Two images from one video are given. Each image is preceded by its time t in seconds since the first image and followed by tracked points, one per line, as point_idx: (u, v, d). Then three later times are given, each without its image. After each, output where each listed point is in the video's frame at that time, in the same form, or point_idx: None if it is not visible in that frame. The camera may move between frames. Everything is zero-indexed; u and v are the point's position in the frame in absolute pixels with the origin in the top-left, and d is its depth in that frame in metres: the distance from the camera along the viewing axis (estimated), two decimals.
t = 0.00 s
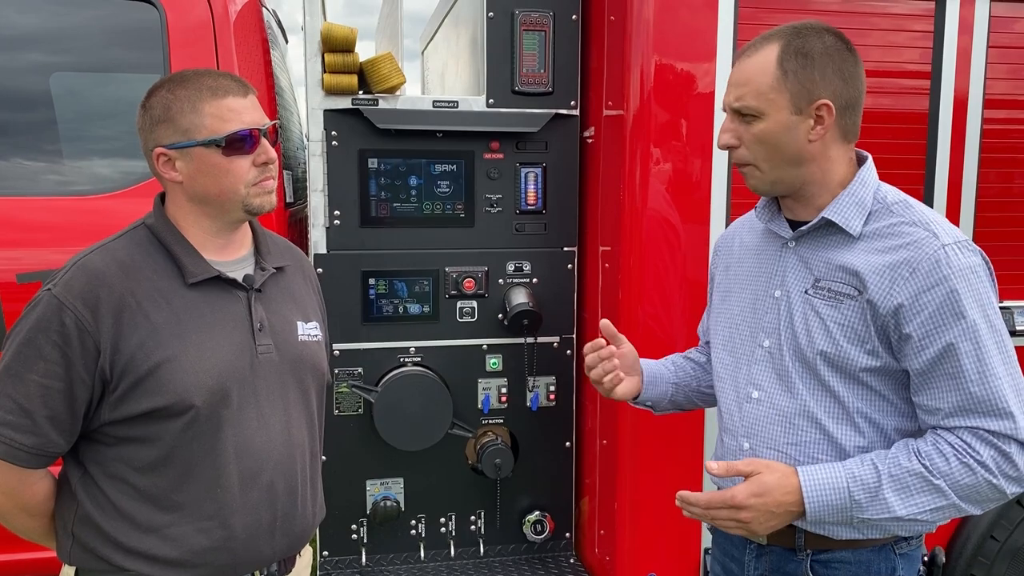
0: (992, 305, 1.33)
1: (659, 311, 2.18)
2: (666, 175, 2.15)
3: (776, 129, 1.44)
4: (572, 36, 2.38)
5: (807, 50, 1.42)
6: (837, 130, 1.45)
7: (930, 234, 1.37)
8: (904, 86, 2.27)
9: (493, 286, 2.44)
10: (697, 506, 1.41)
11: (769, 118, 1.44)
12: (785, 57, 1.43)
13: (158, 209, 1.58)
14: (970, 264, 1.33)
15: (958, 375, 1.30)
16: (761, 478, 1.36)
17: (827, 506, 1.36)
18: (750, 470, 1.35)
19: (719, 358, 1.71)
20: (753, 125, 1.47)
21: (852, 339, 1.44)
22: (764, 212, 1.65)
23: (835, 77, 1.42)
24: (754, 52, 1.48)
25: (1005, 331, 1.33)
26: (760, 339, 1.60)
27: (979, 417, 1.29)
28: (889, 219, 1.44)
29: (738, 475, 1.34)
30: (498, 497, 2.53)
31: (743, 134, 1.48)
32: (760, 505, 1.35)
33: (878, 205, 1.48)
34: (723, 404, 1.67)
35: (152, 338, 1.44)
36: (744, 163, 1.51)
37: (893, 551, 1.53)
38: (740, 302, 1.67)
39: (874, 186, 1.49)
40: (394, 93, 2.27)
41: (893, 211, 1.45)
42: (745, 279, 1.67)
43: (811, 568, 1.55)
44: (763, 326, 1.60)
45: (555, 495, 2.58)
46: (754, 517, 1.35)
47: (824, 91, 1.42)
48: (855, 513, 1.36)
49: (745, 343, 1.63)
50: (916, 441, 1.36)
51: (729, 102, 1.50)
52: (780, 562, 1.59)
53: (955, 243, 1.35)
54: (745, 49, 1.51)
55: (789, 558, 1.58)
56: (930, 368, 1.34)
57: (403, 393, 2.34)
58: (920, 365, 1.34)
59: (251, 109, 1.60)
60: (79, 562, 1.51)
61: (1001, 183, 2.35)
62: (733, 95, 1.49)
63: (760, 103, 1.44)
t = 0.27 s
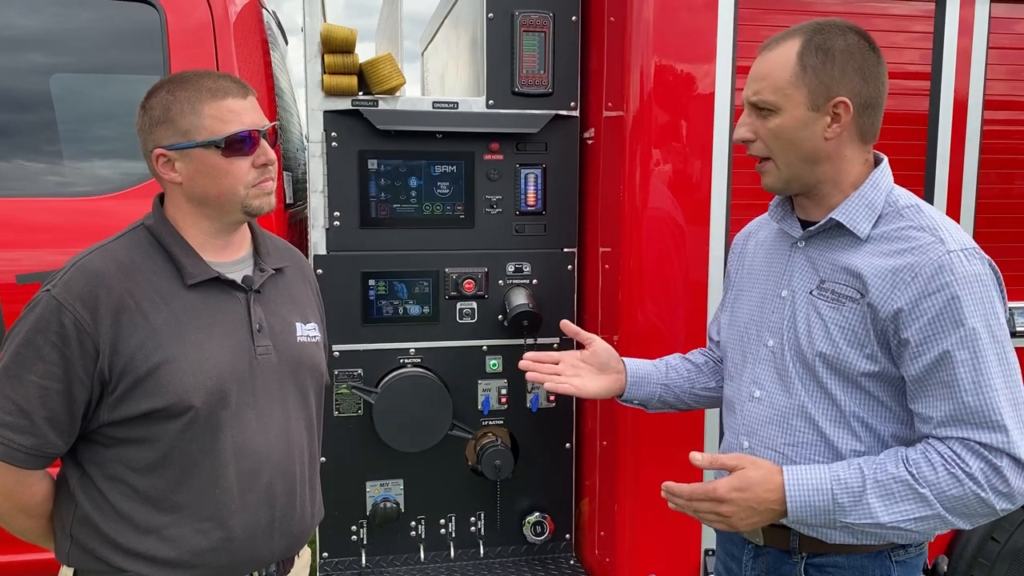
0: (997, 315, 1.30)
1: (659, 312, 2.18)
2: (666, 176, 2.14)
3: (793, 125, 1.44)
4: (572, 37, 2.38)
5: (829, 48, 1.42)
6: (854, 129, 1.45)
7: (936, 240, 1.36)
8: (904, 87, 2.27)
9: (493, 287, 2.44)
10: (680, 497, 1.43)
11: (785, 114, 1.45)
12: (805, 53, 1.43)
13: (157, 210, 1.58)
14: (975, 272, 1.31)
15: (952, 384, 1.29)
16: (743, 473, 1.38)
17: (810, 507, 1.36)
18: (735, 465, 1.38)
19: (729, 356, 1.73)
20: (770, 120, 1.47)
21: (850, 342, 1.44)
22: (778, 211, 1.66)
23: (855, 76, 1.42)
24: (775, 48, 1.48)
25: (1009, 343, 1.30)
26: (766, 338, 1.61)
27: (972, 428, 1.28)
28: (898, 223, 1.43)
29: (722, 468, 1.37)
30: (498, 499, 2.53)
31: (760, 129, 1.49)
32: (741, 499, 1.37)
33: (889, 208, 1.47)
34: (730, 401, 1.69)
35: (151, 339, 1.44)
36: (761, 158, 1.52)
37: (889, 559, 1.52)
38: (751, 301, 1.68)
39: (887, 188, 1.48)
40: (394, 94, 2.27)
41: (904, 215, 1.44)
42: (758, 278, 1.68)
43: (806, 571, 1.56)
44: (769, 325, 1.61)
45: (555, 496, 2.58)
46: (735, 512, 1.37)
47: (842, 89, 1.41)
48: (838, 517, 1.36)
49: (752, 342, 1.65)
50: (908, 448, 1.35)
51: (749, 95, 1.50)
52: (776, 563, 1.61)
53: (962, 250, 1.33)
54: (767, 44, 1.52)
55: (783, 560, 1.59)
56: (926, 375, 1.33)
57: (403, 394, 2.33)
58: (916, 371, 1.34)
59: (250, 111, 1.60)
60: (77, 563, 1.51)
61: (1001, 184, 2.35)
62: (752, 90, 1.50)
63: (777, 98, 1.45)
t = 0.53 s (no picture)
0: (998, 317, 1.29)
1: (659, 314, 2.18)
2: (666, 178, 2.14)
3: (796, 126, 1.45)
4: (572, 38, 2.38)
5: (828, 47, 1.42)
6: (859, 128, 1.44)
7: (938, 241, 1.35)
8: (904, 88, 2.27)
9: (493, 288, 2.44)
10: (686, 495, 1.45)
11: (789, 115, 1.45)
12: (806, 53, 1.43)
13: (157, 212, 1.58)
14: (977, 273, 1.30)
15: (951, 387, 1.29)
16: (740, 472, 1.40)
17: (805, 506, 1.37)
18: (732, 464, 1.40)
19: (734, 357, 1.74)
20: (773, 122, 1.47)
21: (851, 344, 1.44)
22: (783, 212, 1.66)
23: (857, 74, 1.42)
24: (775, 50, 1.48)
25: (1010, 346, 1.29)
26: (768, 340, 1.61)
27: (969, 431, 1.27)
28: (901, 224, 1.43)
29: (720, 467, 1.39)
30: (498, 500, 2.53)
31: (763, 130, 1.49)
32: (738, 497, 1.39)
33: (893, 209, 1.46)
34: (734, 402, 1.70)
35: (150, 340, 1.44)
36: (766, 160, 1.52)
37: (889, 562, 1.51)
38: (755, 302, 1.69)
39: (892, 190, 1.47)
40: (394, 95, 2.27)
41: (907, 216, 1.44)
42: (763, 279, 1.68)
43: (805, 571, 1.56)
44: (771, 326, 1.61)
45: (555, 498, 2.57)
46: (733, 510, 1.39)
47: (844, 88, 1.41)
48: (834, 517, 1.36)
49: (756, 342, 1.65)
50: (905, 451, 1.35)
51: (751, 98, 1.51)
52: (776, 564, 1.61)
53: (963, 251, 1.32)
54: (768, 46, 1.52)
55: (783, 560, 1.59)
56: (925, 377, 1.32)
57: (403, 395, 2.33)
58: (915, 373, 1.33)
59: (251, 112, 1.60)
60: (76, 565, 1.51)
61: (1001, 185, 2.35)
62: (754, 92, 1.51)
63: (779, 99, 1.45)
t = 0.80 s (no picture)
0: (1007, 321, 1.29)
1: (660, 314, 2.18)
2: (666, 178, 2.14)
3: (801, 129, 1.44)
4: (572, 39, 2.38)
5: (840, 51, 1.41)
6: (864, 133, 1.44)
7: (947, 245, 1.35)
8: (904, 89, 2.27)
9: (493, 289, 2.43)
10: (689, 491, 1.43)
11: (795, 117, 1.44)
12: (816, 56, 1.42)
13: (156, 212, 1.57)
14: (986, 278, 1.30)
15: (960, 390, 1.28)
16: (746, 470, 1.38)
17: (812, 507, 1.36)
18: (740, 459, 1.38)
19: (736, 358, 1.73)
20: (779, 123, 1.47)
21: (857, 346, 1.44)
22: (786, 213, 1.66)
23: (866, 80, 1.41)
24: (786, 49, 1.47)
25: (1018, 349, 1.29)
26: (773, 341, 1.61)
27: (977, 434, 1.27)
28: (909, 227, 1.43)
29: (727, 460, 1.37)
30: (498, 501, 2.52)
31: (768, 131, 1.49)
32: (741, 495, 1.38)
33: (899, 212, 1.46)
34: (736, 403, 1.69)
35: (150, 341, 1.44)
36: (769, 161, 1.52)
37: (891, 564, 1.51)
38: (759, 303, 1.68)
39: (897, 193, 1.47)
40: (394, 96, 2.26)
41: (914, 219, 1.44)
42: (766, 280, 1.68)
43: (806, 572, 1.56)
44: (776, 328, 1.61)
45: (555, 499, 2.57)
46: (738, 508, 1.39)
47: (853, 93, 1.41)
48: (840, 517, 1.36)
49: (760, 344, 1.64)
50: (912, 453, 1.35)
51: (757, 98, 1.50)
52: (777, 564, 1.60)
53: (973, 255, 1.32)
54: (778, 45, 1.51)
55: (784, 561, 1.59)
56: (934, 380, 1.32)
57: (403, 396, 2.33)
58: (924, 376, 1.33)
59: (250, 113, 1.60)
60: (75, 566, 1.50)
61: (1002, 186, 2.34)
62: (761, 91, 1.50)
63: (787, 101, 1.45)
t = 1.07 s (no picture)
0: (1008, 320, 1.30)
1: (661, 314, 2.17)
2: (667, 178, 2.14)
3: (805, 128, 1.44)
4: (572, 39, 2.38)
5: (841, 50, 1.41)
6: (866, 132, 1.45)
7: (947, 245, 1.35)
8: (904, 89, 2.27)
9: (493, 289, 2.43)
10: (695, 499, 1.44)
11: (799, 117, 1.44)
12: (819, 55, 1.42)
13: (157, 212, 1.57)
14: (986, 277, 1.30)
15: (962, 390, 1.29)
16: (751, 475, 1.38)
17: (818, 510, 1.36)
18: (744, 464, 1.39)
19: (737, 359, 1.73)
20: (782, 123, 1.46)
21: (859, 347, 1.44)
22: (785, 214, 1.66)
23: (867, 79, 1.41)
24: (786, 49, 1.47)
25: (1020, 348, 1.29)
26: (774, 343, 1.60)
27: (981, 434, 1.27)
28: (908, 227, 1.43)
29: (731, 466, 1.38)
30: (498, 502, 2.52)
31: (771, 131, 1.48)
32: (748, 501, 1.38)
33: (898, 212, 1.46)
34: (738, 404, 1.69)
35: (151, 340, 1.43)
36: (770, 161, 1.51)
37: (897, 562, 1.51)
38: (759, 304, 1.68)
39: (896, 193, 1.47)
40: (394, 96, 2.26)
41: (914, 218, 1.44)
42: (765, 281, 1.68)
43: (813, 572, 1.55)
44: (777, 329, 1.60)
45: (555, 500, 2.57)
46: (744, 513, 1.38)
47: (856, 92, 1.41)
48: (846, 520, 1.36)
49: (760, 345, 1.64)
50: (917, 454, 1.35)
51: (759, 98, 1.49)
52: (784, 565, 1.60)
53: (972, 255, 1.32)
54: (777, 45, 1.50)
55: (791, 561, 1.59)
56: (936, 381, 1.32)
57: (403, 397, 2.33)
58: (926, 377, 1.33)
59: (251, 113, 1.60)
60: (75, 566, 1.50)
61: (1002, 186, 2.34)
62: (762, 91, 1.49)
63: (790, 101, 1.44)
